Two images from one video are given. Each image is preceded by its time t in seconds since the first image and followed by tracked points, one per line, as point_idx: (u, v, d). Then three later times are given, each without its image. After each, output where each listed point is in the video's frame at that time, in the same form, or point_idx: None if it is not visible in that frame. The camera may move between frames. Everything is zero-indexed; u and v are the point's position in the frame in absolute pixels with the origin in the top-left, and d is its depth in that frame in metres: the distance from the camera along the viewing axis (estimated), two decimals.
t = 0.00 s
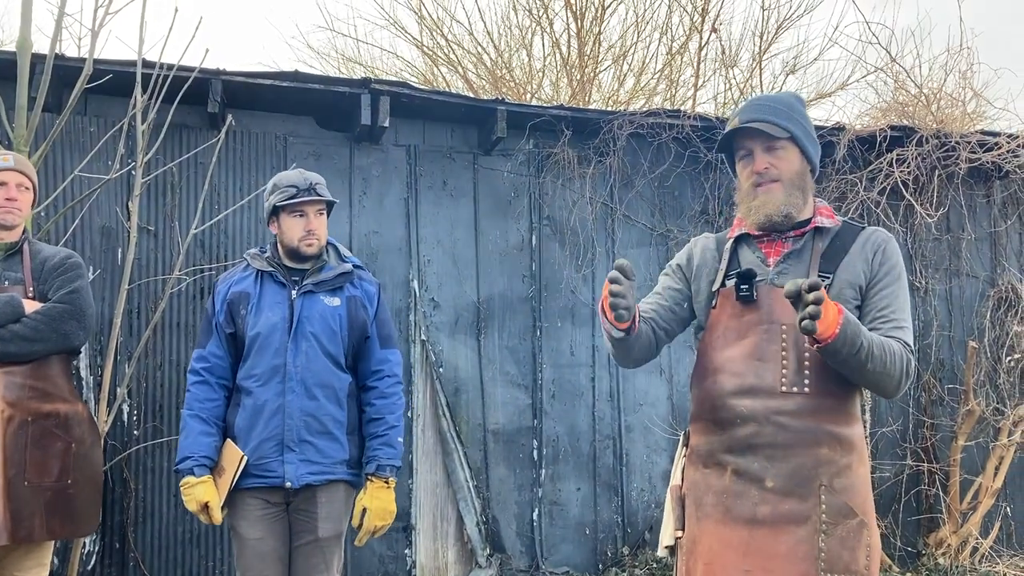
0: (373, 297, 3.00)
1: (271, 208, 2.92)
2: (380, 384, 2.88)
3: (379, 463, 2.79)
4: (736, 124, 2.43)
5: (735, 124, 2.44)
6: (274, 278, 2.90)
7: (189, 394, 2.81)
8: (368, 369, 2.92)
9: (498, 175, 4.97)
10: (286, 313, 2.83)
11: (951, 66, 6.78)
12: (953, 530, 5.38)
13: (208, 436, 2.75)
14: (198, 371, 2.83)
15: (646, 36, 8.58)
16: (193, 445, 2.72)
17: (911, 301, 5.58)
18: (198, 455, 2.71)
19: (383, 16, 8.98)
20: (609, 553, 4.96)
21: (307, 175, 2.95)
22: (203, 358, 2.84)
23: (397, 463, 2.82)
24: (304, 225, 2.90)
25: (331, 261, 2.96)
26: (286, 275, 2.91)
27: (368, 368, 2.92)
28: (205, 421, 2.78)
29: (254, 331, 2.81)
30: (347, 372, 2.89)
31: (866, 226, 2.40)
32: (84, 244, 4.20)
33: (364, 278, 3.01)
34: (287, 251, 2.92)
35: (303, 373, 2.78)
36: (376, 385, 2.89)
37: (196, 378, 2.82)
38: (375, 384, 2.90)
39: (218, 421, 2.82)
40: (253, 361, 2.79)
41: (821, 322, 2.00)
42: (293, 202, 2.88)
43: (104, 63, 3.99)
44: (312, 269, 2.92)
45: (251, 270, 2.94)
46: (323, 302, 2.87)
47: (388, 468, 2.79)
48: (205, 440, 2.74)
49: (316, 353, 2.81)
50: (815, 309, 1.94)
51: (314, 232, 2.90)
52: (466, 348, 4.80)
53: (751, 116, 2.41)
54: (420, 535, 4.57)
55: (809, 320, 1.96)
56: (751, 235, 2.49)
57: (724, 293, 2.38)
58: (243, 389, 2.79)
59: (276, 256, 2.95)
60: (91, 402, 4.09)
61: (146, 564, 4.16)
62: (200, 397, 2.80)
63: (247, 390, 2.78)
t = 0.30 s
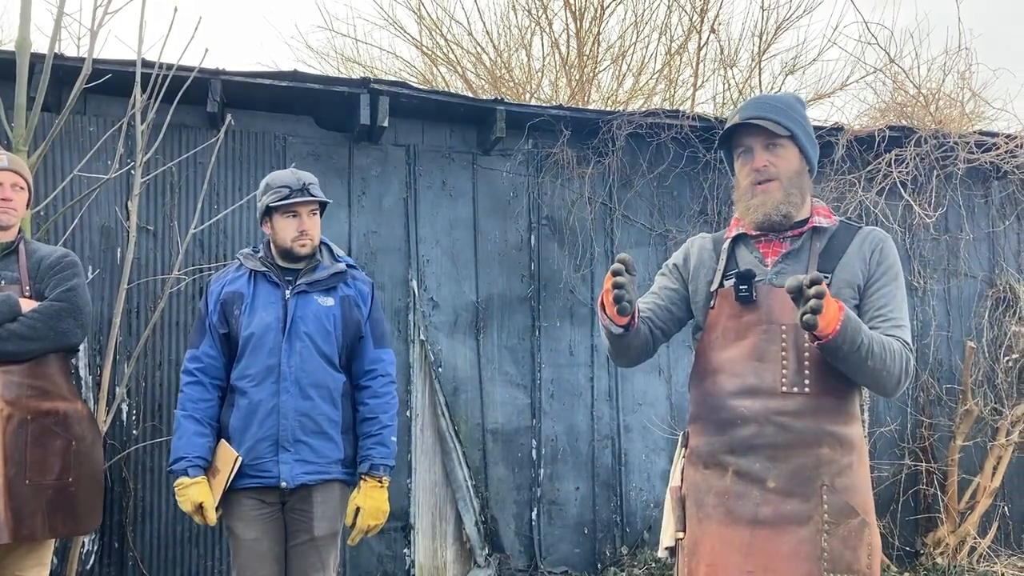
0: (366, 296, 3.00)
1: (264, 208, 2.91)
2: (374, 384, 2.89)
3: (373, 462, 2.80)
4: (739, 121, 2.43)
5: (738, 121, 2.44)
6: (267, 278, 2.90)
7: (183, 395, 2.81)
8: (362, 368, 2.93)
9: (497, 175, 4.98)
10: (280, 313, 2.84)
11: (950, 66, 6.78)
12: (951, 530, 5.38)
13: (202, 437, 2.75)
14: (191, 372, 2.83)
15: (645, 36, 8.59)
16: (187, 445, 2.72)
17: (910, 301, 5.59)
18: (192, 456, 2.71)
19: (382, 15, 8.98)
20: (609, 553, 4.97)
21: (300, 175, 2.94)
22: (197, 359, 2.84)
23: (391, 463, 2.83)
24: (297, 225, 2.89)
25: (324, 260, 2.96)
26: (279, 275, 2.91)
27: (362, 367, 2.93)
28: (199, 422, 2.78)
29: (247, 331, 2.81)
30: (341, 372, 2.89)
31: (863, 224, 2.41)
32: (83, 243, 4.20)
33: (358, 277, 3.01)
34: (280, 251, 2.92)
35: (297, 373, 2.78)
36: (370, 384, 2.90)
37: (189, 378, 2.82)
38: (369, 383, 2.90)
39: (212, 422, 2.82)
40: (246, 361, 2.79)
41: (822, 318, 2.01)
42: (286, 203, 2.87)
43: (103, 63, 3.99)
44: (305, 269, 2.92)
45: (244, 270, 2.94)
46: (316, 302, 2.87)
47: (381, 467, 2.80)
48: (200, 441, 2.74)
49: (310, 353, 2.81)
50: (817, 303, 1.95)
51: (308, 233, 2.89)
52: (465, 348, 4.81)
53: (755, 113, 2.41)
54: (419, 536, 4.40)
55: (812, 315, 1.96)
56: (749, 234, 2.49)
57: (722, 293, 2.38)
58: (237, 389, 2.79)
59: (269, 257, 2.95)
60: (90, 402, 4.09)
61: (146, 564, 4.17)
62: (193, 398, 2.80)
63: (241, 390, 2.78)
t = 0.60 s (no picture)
0: (364, 294, 3.00)
1: (260, 208, 2.91)
2: (374, 381, 2.90)
3: (374, 459, 2.81)
4: (734, 121, 2.43)
5: (733, 121, 2.44)
6: (265, 277, 2.91)
7: (182, 395, 2.81)
8: (362, 365, 2.93)
9: (497, 175, 4.98)
10: (278, 312, 2.84)
11: (950, 66, 6.79)
12: (950, 529, 5.37)
13: (202, 436, 2.76)
14: (190, 371, 2.83)
15: (646, 35, 8.59)
16: (188, 445, 2.73)
17: (909, 300, 5.59)
18: (193, 455, 2.71)
19: (382, 15, 8.99)
20: (608, 552, 4.97)
21: (296, 174, 2.94)
22: (196, 358, 2.84)
23: (393, 459, 2.83)
24: (292, 224, 2.89)
25: (322, 259, 2.96)
26: (276, 274, 2.91)
27: (362, 365, 2.93)
28: (199, 422, 2.78)
29: (246, 330, 2.81)
30: (340, 369, 2.90)
31: (861, 223, 2.41)
32: (83, 242, 4.21)
33: (355, 275, 3.02)
34: (277, 251, 2.92)
35: (297, 371, 2.78)
36: (370, 381, 2.90)
37: (188, 378, 2.83)
38: (369, 380, 2.91)
39: (212, 421, 2.82)
40: (246, 360, 2.79)
41: (815, 319, 2.02)
42: (282, 202, 2.87)
43: (104, 62, 3.99)
44: (303, 267, 2.93)
45: (241, 270, 2.94)
46: (315, 300, 2.88)
47: (383, 464, 2.81)
48: (200, 440, 2.75)
49: (309, 351, 2.81)
50: (806, 311, 1.96)
51: (304, 232, 2.89)
52: (465, 347, 4.81)
53: (750, 113, 2.41)
54: (418, 535, 4.54)
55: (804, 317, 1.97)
56: (745, 233, 2.49)
57: (719, 293, 2.38)
58: (237, 388, 2.80)
59: (266, 256, 2.96)
60: (90, 401, 4.10)
61: (146, 563, 4.17)
62: (193, 397, 2.80)
63: (240, 389, 2.79)
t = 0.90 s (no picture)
0: (369, 292, 3.00)
1: (263, 205, 2.91)
2: (378, 379, 2.89)
3: (378, 457, 2.81)
4: (737, 118, 2.42)
5: (735, 118, 2.43)
6: (269, 275, 2.91)
7: (187, 392, 2.81)
8: (366, 364, 2.93)
9: (499, 173, 4.98)
10: (283, 309, 2.84)
11: (952, 64, 6.78)
12: (953, 528, 5.42)
13: (206, 434, 2.76)
14: (195, 369, 2.84)
15: (648, 34, 8.58)
16: (192, 442, 2.73)
17: (912, 299, 5.58)
18: (197, 453, 2.71)
19: (384, 13, 8.99)
20: (610, 550, 4.98)
21: (300, 172, 2.93)
22: (200, 356, 2.85)
23: (396, 458, 2.83)
24: (296, 222, 2.89)
25: (326, 256, 2.96)
26: (281, 271, 2.91)
27: (365, 363, 2.93)
28: (204, 419, 2.78)
29: (251, 327, 2.82)
30: (345, 367, 2.90)
31: (863, 221, 2.41)
32: (87, 240, 4.21)
33: (360, 273, 3.01)
34: (281, 248, 2.92)
35: (301, 368, 2.79)
36: (374, 379, 2.90)
37: (193, 375, 2.83)
38: (372, 378, 2.91)
39: (216, 419, 2.82)
40: (250, 357, 2.80)
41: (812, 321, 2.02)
42: (285, 199, 2.87)
43: (107, 60, 3.99)
44: (307, 265, 2.92)
45: (246, 267, 2.94)
46: (319, 298, 2.88)
47: (387, 462, 2.81)
48: (204, 438, 2.75)
49: (314, 349, 2.82)
50: (800, 316, 1.96)
51: (308, 229, 2.89)
52: (467, 345, 4.81)
53: (752, 110, 2.40)
54: (422, 533, 4.61)
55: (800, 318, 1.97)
56: (747, 232, 2.49)
57: (723, 291, 2.37)
58: (241, 385, 2.80)
59: (270, 253, 2.95)
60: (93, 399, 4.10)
61: (148, 560, 4.18)
62: (197, 395, 2.81)
63: (245, 386, 2.79)
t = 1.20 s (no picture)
0: (372, 292, 3.01)
1: (267, 205, 2.91)
2: (380, 379, 2.90)
3: (379, 456, 2.81)
4: (740, 116, 2.43)
5: (739, 116, 2.43)
6: (272, 274, 2.91)
7: (189, 390, 2.82)
8: (368, 363, 2.94)
9: (501, 172, 4.98)
10: (286, 309, 2.85)
11: (954, 63, 6.78)
12: (955, 527, 5.40)
13: (209, 432, 2.76)
14: (197, 367, 2.84)
15: (649, 33, 8.59)
16: (194, 441, 2.74)
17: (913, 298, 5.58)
18: (199, 451, 2.72)
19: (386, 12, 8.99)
20: (612, 549, 4.98)
21: (304, 172, 2.93)
22: (203, 354, 2.85)
23: (397, 457, 2.84)
24: (299, 222, 2.89)
25: (329, 256, 2.97)
26: (284, 270, 2.91)
27: (368, 362, 2.94)
28: (206, 417, 2.79)
29: (253, 327, 2.82)
30: (346, 367, 2.90)
31: (866, 221, 2.41)
32: (89, 239, 4.22)
33: (363, 273, 3.02)
34: (284, 247, 2.92)
35: (303, 368, 2.79)
36: (376, 379, 2.91)
37: (195, 373, 2.83)
38: (374, 378, 2.91)
39: (218, 417, 2.83)
40: (253, 356, 2.80)
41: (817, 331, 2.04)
42: (289, 199, 2.87)
43: (109, 59, 4.00)
44: (310, 264, 2.93)
45: (249, 266, 2.95)
46: (322, 297, 2.89)
47: (388, 462, 2.82)
48: (206, 436, 2.76)
49: (316, 348, 2.82)
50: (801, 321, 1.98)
51: (311, 230, 2.89)
52: (469, 344, 4.81)
53: (755, 108, 2.41)
54: (423, 531, 4.61)
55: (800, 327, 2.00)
56: (751, 229, 2.49)
57: (725, 290, 2.38)
58: (243, 384, 2.80)
59: (274, 252, 2.96)
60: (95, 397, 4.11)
61: (151, 559, 4.19)
62: (200, 393, 2.81)
63: (247, 385, 2.80)
